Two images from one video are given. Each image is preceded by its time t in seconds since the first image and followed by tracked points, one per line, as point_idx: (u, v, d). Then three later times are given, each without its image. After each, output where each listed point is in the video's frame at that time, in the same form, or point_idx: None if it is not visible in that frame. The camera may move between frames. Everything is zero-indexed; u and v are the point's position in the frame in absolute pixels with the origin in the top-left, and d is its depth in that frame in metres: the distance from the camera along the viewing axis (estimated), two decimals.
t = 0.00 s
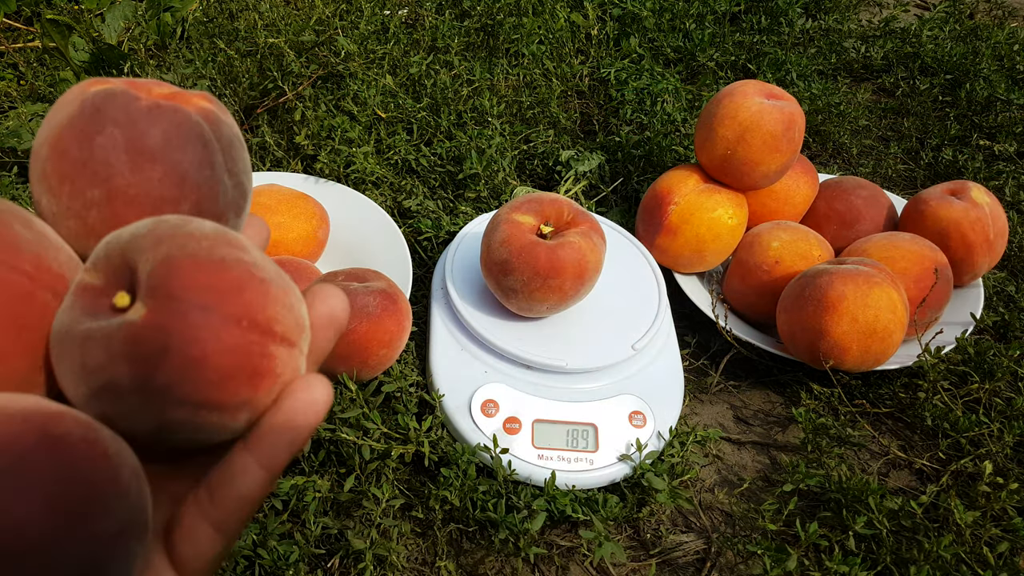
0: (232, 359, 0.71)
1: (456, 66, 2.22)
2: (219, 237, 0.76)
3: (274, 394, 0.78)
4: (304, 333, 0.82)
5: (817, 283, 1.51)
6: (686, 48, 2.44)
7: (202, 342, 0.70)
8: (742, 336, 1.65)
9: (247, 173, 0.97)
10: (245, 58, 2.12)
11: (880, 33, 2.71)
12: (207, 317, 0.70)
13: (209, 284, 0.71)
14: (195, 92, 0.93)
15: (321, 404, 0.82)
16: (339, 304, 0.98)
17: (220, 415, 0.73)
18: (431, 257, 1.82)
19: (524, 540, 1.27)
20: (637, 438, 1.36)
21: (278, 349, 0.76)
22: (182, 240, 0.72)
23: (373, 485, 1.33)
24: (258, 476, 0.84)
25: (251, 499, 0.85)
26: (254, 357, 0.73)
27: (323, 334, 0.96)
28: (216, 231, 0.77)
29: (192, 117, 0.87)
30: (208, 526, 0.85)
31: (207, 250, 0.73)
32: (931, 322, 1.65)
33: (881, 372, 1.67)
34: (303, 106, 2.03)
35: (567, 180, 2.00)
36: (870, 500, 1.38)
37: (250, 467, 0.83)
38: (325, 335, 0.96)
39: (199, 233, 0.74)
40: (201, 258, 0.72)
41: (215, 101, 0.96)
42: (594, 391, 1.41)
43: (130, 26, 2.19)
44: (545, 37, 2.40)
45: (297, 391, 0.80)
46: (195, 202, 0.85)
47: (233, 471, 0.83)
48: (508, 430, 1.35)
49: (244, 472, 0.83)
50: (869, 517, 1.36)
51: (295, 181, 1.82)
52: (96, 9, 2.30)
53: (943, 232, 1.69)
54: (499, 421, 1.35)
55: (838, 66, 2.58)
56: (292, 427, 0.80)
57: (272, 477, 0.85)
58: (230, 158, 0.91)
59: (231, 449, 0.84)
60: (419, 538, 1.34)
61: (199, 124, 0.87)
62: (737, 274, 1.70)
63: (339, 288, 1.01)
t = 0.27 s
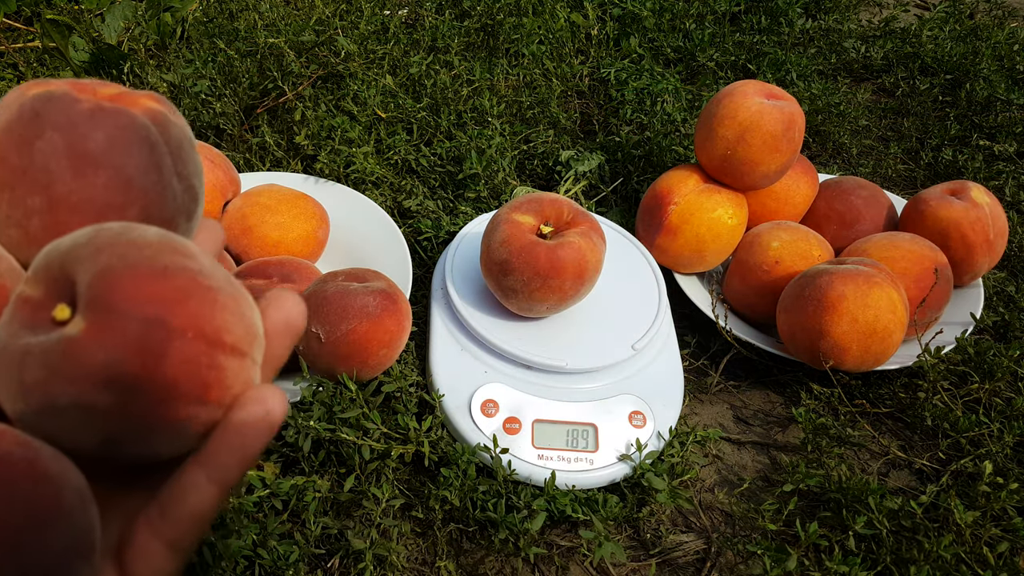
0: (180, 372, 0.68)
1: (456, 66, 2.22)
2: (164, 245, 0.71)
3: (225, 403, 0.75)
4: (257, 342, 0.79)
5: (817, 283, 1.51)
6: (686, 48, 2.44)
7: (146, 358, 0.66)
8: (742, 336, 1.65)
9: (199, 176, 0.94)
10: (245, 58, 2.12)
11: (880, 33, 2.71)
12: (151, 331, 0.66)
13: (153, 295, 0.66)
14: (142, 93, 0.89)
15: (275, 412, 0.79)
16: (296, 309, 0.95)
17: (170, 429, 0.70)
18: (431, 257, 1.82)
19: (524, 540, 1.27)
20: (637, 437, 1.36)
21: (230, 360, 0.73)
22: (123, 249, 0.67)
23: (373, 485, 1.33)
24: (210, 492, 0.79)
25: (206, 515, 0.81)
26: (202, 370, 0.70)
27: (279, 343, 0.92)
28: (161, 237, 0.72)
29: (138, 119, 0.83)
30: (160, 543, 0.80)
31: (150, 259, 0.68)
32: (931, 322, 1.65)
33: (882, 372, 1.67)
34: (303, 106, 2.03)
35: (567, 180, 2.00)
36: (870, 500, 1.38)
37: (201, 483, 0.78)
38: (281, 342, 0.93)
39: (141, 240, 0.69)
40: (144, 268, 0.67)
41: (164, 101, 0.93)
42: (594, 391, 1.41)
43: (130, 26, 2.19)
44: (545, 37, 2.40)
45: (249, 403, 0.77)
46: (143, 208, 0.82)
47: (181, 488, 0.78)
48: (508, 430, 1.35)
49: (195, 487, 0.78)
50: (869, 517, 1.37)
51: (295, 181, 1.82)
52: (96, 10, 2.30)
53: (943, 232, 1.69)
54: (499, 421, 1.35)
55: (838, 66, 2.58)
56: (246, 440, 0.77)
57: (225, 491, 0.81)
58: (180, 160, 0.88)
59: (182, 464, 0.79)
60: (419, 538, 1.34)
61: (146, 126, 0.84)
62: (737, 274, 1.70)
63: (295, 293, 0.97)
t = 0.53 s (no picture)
0: (65, 377, 0.60)
1: (456, 66, 2.22)
2: (55, 242, 0.61)
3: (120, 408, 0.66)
4: (160, 341, 0.71)
5: (817, 283, 1.51)
6: (686, 48, 2.44)
7: (33, 364, 0.58)
8: (742, 336, 1.65)
9: (105, 180, 0.82)
10: (245, 58, 2.12)
11: (880, 33, 2.71)
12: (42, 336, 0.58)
13: (41, 296, 0.58)
14: (39, 90, 0.78)
15: (178, 413, 0.72)
16: (200, 304, 0.89)
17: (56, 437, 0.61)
18: (431, 257, 1.82)
19: (524, 541, 1.27)
20: (637, 438, 1.36)
21: (129, 361, 0.64)
22: (4, 247, 0.57)
23: (373, 485, 1.33)
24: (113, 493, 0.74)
25: (111, 515, 0.77)
26: (95, 374, 0.61)
27: (185, 340, 0.86)
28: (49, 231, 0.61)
29: (32, 116, 0.72)
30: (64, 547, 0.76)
31: (32, 256, 0.58)
32: (931, 322, 1.65)
33: (881, 372, 1.67)
34: (303, 106, 2.03)
35: (567, 180, 2.00)
36: (870, 500, 1.38)
37: (104, 485, 0.73)
38: (187, 338, 0.87)
39: (30, 239, 0.59)
40: (27, 266, 0.57)
41: (66, 99, 0.81)
42: (593, 391, 1.41)
43: (130, 26, 2.19)
44: (545, 37, 2.40)
45: (148, 403, 0.69)
46: (39, 209, 0.69)
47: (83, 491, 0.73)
48: (508, 430, 1.35)
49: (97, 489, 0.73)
50: (869, 517, 1.37)
51: (295, 181, 1.82)
52: (96, 10, 2.30)
53: (943, 232, 1.69)
54: (499, 421, 1.35)
55: (838, 66, 2.58)
56: (149, 442, 0.71)
57: (130, 491, 0.76)
58: (80, 159, 0.76)
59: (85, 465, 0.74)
60: (419, 538, 1.34)
61: (42, 124, 0.72)
62: (737, 274, 1.70)
63: (200, 290, 0.91)
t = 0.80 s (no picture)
0: None
1: (456, 65, 2.22)
2: None
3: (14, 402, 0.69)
4: (49, 336, 0.75)
5: (817, 283, 1.51)
6: (686, 48, 2.44)
7: None
8: (743, 336, 1.65)
9: None
10: (245, 58, 2.12)
11: (880, 33, 2.71)
12: None
13: None
14: None
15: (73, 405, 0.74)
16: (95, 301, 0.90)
17: None
18: (431, 257, 1.82)
19: (524, 540, 1.27)
20: (637, 438, 1.36)
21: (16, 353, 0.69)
22: None
23: (373, 486, 1.33)
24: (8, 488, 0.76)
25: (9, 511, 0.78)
26: None
27: (82, 335, 0.88)
28: None
29: None
30: None
31: None
32: (931, 322, 1.65)
33: (881, 372, 1.67)
34: (303, 106, 2.03)
35: (567, 180, 2.00)
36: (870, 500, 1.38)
37: None
38: (83, 336, 0.88)
39: None
40: None
41: None
42: (594, 391, 1.41)
43: (131, 26, 2.19)
44: (545, 37, 2.40)
45: (41, 395, 0.72)
46: None
47: None
48: (508, 430, 1.35)
49: None
50: (869, 517, 1.37)
51: (295, 181, 1.81)
52: (96, 10, 2.30)
53: (943, 232, 1.70)
54: (499, 421, 1.36)
55: (839, 66, 2.58)
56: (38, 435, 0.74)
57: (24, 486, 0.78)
58: None
59: None
60: (419, 538, 1.34)
61: None
62: (737, 274, 1.70)
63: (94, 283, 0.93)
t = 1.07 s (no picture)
0: None
1: (456, 65, 2.22)
2: None
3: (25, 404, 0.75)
4: (56, 339, 0.80)
5: (817, 283, 1.51)
6: (686, 48, 2.44)
7: None
8: (743, 336, 1.65)
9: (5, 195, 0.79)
10: (245, 58, 2.12)
11: (880, 33, 2.71)
12: None
13: None
14: None
15: (80, 404, 0.79)
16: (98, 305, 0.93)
17: None
18: (431, 257, 1.82)
19: (524, 540, 1.26)
20: (637, 437, 1.36)
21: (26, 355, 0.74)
22: None
23: (373, 486, 1.33)
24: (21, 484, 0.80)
25: (19, 510, 0.81)
26: None
27: (84, 339, 0.92)
28: None
29: None
30: None
31: None
32: (931, 322, 1.65)
33: (881, 372, 1.67)
34: (303, 106, 2.04)
35: (566, 180, 2.00)
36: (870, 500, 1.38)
37: (9, 477, 0.79)
38: (88, 338, 0.93)
39: None
40: None
41: None
42: (594, 391, 1.41)
43: (131, 26, 2.19)
44: (545, 37, 2.40)
45: (49, 397, 0.77)
46: None
47: None
48: (508, 430, 1.35)
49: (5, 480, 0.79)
50: (869, 517, 1.36)
51: (295, 181, 1.81)
52: (96, 10, 2.30)
53: (943, 232, 1.70)
54: (499, 421, 1.36)
55: (838, 66, 2.58)
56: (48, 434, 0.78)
57: (38, 482, 0.82)
58: None
59: None
60: (419, 538, 1.34)
61: None
62: (738, 274, 1.70)
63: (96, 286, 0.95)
